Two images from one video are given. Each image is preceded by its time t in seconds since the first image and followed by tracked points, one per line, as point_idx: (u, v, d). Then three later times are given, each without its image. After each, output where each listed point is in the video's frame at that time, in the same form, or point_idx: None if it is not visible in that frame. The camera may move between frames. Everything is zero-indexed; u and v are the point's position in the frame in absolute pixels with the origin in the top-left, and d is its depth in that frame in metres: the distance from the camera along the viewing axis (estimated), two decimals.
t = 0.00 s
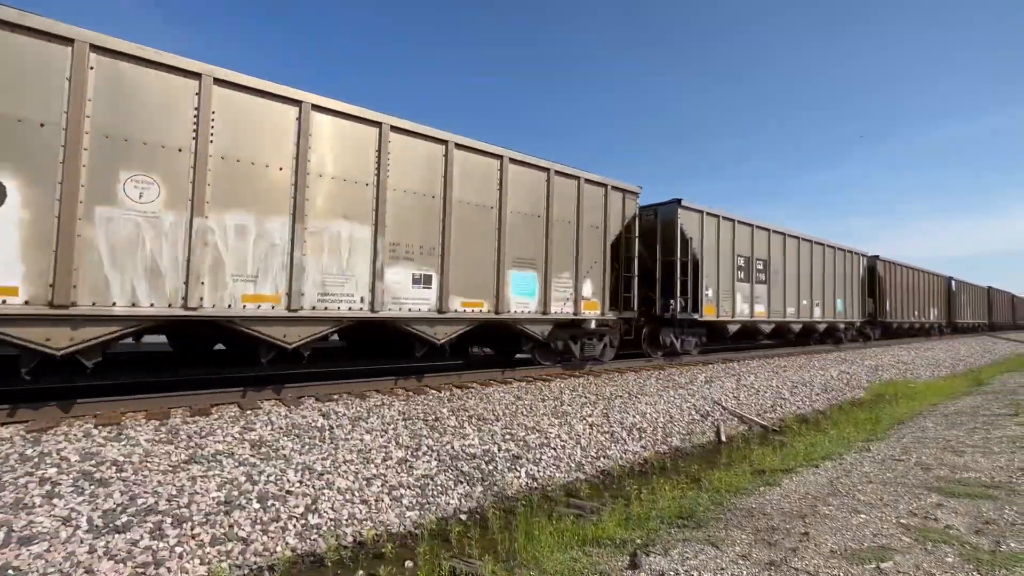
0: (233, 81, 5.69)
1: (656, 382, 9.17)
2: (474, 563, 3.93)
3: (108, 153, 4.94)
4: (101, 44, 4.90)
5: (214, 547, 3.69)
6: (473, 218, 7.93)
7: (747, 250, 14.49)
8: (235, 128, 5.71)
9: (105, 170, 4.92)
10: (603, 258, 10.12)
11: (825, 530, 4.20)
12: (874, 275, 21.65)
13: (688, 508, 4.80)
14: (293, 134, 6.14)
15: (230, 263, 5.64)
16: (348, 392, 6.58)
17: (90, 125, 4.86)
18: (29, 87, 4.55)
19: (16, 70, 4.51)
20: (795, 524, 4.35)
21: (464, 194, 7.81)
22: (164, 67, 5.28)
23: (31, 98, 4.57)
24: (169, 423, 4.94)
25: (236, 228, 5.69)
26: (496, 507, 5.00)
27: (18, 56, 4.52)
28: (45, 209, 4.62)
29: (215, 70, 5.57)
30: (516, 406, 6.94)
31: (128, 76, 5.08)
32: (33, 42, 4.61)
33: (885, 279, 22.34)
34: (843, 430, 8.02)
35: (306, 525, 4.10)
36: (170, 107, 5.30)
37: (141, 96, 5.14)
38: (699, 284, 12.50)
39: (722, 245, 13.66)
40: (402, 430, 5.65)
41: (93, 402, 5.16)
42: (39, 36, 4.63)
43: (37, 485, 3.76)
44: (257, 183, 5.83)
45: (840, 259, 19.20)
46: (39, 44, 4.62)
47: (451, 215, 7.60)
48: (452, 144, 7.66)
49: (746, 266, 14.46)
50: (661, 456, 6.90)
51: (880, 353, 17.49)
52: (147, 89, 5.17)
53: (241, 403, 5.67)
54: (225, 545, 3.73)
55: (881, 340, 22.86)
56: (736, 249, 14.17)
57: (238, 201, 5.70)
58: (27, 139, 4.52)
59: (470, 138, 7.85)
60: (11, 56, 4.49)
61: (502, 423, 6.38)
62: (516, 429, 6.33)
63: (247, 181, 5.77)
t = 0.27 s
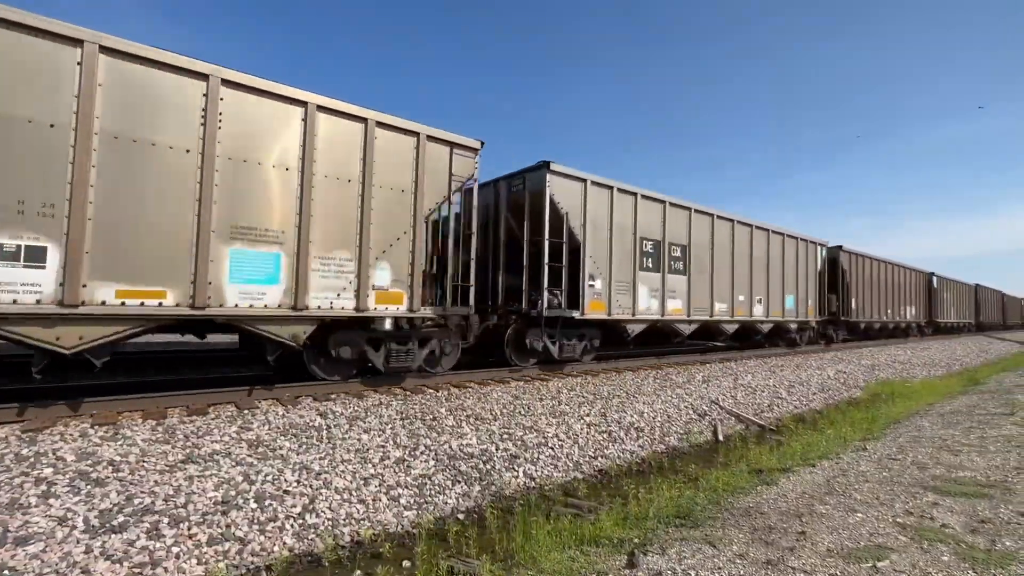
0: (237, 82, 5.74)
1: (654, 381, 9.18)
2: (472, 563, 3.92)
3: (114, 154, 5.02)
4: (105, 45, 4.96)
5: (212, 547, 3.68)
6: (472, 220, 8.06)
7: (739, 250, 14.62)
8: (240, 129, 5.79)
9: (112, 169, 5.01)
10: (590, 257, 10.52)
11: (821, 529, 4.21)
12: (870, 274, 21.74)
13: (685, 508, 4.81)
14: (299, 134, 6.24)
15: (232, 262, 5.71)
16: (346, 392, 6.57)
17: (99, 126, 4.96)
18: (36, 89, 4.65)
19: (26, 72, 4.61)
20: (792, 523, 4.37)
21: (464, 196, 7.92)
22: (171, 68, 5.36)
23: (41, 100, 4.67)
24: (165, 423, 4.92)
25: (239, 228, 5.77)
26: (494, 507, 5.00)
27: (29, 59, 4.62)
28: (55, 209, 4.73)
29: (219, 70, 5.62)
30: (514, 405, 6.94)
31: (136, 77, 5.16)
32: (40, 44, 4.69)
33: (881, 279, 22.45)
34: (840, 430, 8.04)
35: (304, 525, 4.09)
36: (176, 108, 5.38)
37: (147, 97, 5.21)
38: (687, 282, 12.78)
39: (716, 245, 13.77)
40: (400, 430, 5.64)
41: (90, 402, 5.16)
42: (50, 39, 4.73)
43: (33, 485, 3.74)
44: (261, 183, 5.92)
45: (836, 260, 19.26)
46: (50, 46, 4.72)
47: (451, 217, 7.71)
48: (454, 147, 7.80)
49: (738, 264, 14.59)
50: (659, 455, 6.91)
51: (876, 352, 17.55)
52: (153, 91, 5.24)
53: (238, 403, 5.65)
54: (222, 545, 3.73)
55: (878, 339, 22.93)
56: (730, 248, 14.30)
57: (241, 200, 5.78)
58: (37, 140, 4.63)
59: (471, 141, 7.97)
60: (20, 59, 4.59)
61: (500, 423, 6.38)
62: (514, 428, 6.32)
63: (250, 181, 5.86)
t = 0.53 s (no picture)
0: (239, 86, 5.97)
1: (652, 381, 9.19)
2: (470, 562, 3.92)
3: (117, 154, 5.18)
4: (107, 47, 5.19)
5: (209, 547, 3.67)
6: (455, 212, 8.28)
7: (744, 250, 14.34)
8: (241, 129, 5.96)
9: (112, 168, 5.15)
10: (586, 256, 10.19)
11: (819, 528, 4.22)
12: (867, 274, 21.81)
13: (683, 507, 4.82)
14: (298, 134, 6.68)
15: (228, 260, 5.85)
16: (343, 391, 6.55)
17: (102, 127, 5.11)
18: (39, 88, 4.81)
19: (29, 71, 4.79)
20: (790, 522, 4.38)
21: (446, 188, 8.15)
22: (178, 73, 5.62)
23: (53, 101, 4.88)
24: (162, 423, 4.91)
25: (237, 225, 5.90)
26: (492, 506, 4.99)
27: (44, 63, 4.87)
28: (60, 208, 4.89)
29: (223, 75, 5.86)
30: (511, 405, 6.93)
31: (144, 83, 5.42)
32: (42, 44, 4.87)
33: (878, 279, 22.51)
34: (837, 429, 8.06)
35: (301, 525, 4.08)
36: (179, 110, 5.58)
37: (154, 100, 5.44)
38: (689, 282, 12.42)
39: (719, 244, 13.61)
40: (398, 430, 5.63)
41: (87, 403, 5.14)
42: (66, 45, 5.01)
43: (28, 485, 3.72)
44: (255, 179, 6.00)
45: (834, 260, 19.28)
46: (64, 52, 4.99)
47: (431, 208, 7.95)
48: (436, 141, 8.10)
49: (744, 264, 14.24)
50: (657, 455, 6.92)
51: (874, 352, 17.59)
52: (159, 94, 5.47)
53: (236, 403, 5.64)
54: (219, 545, 3.71)
55: (875, 339, 22.99)
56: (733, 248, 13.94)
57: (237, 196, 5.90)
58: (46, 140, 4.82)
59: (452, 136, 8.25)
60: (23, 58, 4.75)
61: (497, 422, 6.37)
62: (512, 428, 6.32)
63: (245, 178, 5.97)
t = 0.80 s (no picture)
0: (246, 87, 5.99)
1: (650, 381, 9.20)
2: (468, 563, 3.92)
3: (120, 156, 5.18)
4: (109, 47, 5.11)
5: (207, 547, 3.66)
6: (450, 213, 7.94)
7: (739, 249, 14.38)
8: (248, 130, 5.99)
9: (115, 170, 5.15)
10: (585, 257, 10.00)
11: (817, 528, 4.22)
12: (865, 275, 21.87)
13: (682, 507, 4.82)
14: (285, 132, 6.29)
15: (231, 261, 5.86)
16: (341, 391, 6.55)
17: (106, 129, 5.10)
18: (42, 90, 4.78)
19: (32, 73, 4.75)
20: (788, 522, 4.38)
21: (440, 188, 7.82)
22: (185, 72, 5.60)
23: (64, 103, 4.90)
24: (160, 423, 4.89)
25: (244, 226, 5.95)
26: (490, 507, 4.99)
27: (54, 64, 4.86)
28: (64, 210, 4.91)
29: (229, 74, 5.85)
30: (510, 405, 6.93)
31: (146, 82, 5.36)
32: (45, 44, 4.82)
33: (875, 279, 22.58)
34: (835, 429, 8.08)
35: (299, 525, 4.07)
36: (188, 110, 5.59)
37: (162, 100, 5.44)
38: (686, 280, 12.40)
39: (713, 242, 13.84)
40: (396, 430, 5.62)
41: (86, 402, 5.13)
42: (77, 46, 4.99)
43: (25, 486, 3.70)
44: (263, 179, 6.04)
45: (831, 260, 19.33)
46: (75, 51, 4.97)
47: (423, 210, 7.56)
48: (424, 137, 7.64)
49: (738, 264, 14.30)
50: (655, 455, 6.92)
51: (872, 352, 17.64)
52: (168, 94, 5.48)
53: (234, 403, 5.63)
54: (217, 545, 3.70)
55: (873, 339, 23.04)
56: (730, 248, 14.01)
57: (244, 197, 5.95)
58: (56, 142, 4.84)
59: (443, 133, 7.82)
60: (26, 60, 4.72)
61: (496, 422, 6.37)
62: (510, 428, 6.32)
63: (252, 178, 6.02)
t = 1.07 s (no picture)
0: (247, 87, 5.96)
1: (649, 381, 9.20)
2: (466, 563, 3.91)
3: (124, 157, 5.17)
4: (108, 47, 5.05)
5: (205, 548, 3.65)
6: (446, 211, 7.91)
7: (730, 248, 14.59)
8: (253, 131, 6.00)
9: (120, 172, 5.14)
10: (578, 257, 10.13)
11: (816, 528, 4.23)
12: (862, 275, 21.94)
13: (681, 507, 4.82)
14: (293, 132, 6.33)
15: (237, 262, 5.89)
16: (340, 392, 6.54)
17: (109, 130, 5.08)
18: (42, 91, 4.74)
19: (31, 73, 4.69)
20: (786, 522, 4.38)
21: (439, 189, 7.84)
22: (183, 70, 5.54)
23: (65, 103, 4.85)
24: (158, 423, 4.88)
25: (251, 226, 6.00)
26: (489, 507, 4.99)
27: (53, 66, 4.80)
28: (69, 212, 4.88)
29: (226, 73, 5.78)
30: (509, 405, 6.93)
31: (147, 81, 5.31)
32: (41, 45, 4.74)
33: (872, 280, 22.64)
34: (834, 429, 8.09)
35: (298, 526, 4.07)
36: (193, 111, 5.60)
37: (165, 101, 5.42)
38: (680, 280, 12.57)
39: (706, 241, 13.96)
40: (395, 430, 5.62)
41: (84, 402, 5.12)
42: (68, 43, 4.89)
43: (23, 486, 3.69)
44: (270, 180, 6.08)
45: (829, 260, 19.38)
46: (76, 51, 4.92)
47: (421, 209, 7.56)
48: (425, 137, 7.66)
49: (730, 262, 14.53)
50: (654, 455, 6.92)
51: (870, 352, 17.68)
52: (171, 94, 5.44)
53: (232, 403, 5.62)
54: (214, 546, 3.69)
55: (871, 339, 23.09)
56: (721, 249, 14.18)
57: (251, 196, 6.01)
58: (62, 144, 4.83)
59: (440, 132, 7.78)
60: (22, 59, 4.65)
61: (494, 423, 6.37)
62: (509, 428, 6.32)
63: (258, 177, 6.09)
